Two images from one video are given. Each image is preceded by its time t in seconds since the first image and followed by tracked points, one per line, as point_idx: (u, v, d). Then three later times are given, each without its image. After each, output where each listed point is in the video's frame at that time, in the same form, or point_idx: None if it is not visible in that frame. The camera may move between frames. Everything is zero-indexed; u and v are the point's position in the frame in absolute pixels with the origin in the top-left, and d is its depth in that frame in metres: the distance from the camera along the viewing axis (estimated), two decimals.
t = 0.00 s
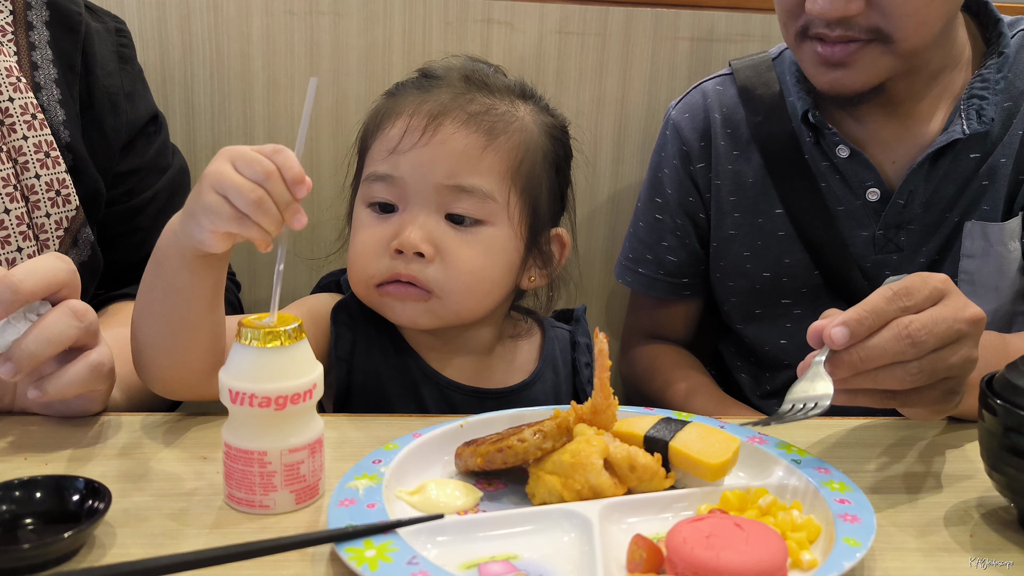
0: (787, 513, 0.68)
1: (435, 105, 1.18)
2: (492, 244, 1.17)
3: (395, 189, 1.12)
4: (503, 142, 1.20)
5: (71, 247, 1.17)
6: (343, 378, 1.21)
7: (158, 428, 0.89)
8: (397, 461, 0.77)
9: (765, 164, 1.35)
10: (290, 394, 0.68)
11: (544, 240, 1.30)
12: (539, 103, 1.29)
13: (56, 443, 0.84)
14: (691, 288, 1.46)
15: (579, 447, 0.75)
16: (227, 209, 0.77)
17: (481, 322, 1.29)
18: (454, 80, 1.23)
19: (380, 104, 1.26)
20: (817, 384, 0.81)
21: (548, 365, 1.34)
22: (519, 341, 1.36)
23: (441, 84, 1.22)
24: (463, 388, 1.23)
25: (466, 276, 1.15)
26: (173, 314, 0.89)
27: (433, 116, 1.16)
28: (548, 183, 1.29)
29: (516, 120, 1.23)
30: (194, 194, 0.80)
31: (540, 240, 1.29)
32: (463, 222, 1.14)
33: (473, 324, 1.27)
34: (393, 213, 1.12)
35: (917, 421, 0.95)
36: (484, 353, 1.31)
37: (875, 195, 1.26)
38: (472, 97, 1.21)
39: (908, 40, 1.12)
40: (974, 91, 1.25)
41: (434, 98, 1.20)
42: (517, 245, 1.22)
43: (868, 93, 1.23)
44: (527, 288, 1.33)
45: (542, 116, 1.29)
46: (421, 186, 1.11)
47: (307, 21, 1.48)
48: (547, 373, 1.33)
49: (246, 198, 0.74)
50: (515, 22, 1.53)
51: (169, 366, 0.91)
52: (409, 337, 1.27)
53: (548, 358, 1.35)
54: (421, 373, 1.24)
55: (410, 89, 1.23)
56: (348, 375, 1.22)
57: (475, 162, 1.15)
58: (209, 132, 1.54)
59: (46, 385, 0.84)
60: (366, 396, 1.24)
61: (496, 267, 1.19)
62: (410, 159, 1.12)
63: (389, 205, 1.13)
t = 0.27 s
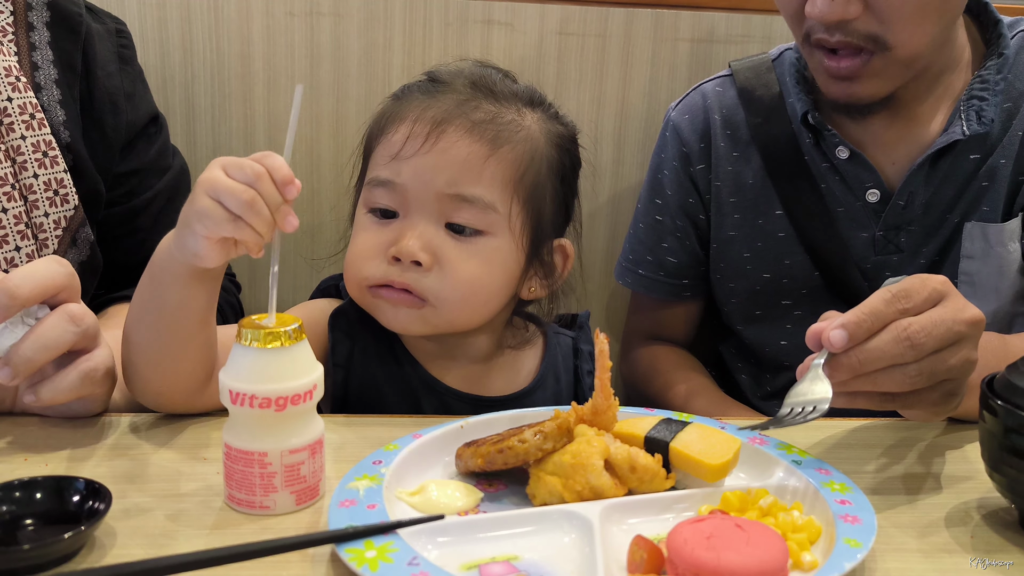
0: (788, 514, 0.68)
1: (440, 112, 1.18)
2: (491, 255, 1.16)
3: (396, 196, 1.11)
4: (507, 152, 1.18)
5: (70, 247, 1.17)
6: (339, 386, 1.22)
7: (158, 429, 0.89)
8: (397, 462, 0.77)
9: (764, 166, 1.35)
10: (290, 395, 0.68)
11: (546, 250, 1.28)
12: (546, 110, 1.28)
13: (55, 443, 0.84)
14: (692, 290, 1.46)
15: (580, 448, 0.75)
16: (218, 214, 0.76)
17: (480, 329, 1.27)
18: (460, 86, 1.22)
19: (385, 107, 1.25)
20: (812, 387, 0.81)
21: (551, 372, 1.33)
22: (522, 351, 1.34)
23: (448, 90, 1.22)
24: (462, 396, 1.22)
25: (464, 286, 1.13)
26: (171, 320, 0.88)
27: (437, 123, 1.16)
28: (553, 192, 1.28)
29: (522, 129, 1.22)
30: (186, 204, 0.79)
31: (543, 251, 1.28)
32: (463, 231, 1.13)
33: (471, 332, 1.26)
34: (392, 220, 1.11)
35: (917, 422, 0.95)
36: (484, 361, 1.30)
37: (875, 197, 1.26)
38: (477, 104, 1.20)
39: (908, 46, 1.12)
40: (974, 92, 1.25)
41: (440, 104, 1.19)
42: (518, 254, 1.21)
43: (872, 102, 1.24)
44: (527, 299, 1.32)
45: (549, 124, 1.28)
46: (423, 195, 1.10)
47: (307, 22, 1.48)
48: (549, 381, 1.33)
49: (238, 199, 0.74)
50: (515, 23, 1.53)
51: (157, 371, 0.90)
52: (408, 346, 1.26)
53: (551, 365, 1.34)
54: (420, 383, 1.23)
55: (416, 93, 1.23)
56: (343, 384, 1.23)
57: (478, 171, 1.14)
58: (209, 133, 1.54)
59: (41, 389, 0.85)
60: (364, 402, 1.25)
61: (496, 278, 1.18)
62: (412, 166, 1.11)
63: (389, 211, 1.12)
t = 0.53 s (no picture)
0: (789, 514, 0.68)
1: (439, 115, 1.18)
2: (486, 262, 1.15)
3: (394, 200, 1.10)
4: (506, 157, 1.18)
5: (71, 247, 1.17)
6: (336, 391, 1.22)
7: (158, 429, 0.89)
8: (398, 462, 0.77)
9: (764, 166, 1.35)
10: (264, 429, 0.64)
11: (544, 259, 1.29)
12: (546, 114, 1.29)
13: (55, 443, 0.84)
14: (691, 290, 1.46)
15: (580, 448, 0.75)
16: (212, 269, 0.75)
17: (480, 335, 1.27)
18: (461, 89, 1.23)
19: (384, 111, 1.26)
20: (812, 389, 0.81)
21: (551, 378, 1.33)
22: (521, 356, 1.34)
23: (449, 92, 1.22)
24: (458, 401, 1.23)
25: (457, 293, 1.13)
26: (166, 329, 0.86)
27: (436, 126, 1.16)
28: (553, 197, 1.27)
29: (522, 134, 1.22)
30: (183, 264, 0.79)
31: (540, 259, 1.28)
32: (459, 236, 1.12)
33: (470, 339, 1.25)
34: (389, 226, 1.11)
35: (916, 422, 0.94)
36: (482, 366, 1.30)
37: (875, 197, 1.26)
38: (478, 108, 1.20)
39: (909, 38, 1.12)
40: (974, 92, 1.25)
41: (440, 107, 1.19)
42: (515, 259, 1.20)
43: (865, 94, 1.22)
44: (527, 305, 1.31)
45: (551, 128, 1.29)
46: (420, 199, 1.10)
47: (307, 22, 1.48)
48: (549, 386, 1.33)
49: (234, 265, 0.73)
50: (515, 23, 1.53)
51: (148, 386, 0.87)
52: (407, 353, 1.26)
53: (551, 370, 1.34)
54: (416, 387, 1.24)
55: (417, 96, 1.23)
56: (341, 389, 1.23)
57: (476, 175, 1.14)
58: (209, 133, 1.54)
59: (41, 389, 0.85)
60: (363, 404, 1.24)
61: (492, 283, 1.17)
62: (410, 169, 1.11)
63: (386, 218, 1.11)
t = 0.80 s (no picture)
0: (787, 516, 0.67)
1: (441, 115, 1.17)
2: (489, 262, 1.14)
3: (396, 200, 1.10)
4: (507, 157, 1.17)
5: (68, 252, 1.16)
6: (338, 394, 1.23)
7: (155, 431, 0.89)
8: (395, 463, 0.76)
9: (763, 166, 1.35)
10: (309, 371, 0.73)
11: (550, 259, 1.27)
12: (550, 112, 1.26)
13: (50, 445, 0.83)
14: (690, 291, 1.45)
15: (577, 449, 0.75)
16: (154, 227, 0.78)
17: (486, 336, 1.26)
18: (463, 89, 1.21)
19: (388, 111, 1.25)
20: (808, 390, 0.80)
21: (557, 381, 1.33)
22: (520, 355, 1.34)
23: (452, 92, 1.21)
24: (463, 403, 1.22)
25: (461, 292, 1.12)
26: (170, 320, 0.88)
27: (437, 127, 1.15)
28: (558, 195, 1.26)
29: (524, 133, 1.21)
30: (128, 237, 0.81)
31: (545, 259, 1.26)
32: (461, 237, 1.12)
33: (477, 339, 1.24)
34: (391, 226, 1.11)
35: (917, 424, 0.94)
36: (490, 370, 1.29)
37: (874, 196, 1.25)
38: (479, 108, 1.19)
39: (906, 40, 1.12)
40: (972, 91, 1.25)
41: (441, 107, 1.18)
42: (518, 260, 1.19)
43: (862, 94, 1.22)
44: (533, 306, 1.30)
45: (555, 126, 1.26)
46: (420, 200, 1.09)
47: (305, 22, 1.48)
48: (555, 390, 1.33)
49: (169, 213, 0.77)
50: (513, 23, 1.53)
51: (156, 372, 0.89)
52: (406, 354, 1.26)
53: (558, 373, 1.34)
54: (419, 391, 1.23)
55: (419, 95, 1.22)
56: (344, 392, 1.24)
57: (477, 175, 1.13)
58: (207, 133, 1.54)
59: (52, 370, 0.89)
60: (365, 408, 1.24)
61: (495, 285, 1.16)
62: (411, 169, 1.11)
63: (387, 217, 1.11)
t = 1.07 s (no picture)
0: (776, 518, 0.68)
1: (424, 127, 1.15)
2: (482, 271, 1.14)
3: (387, 214, 1.10)
4: (491, 168, 1.15)
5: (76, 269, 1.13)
6: (339, 389, 1.22)
7: (146, 434, 0.88)
8: (386, 466, 0.76)
9: (756, 168, 1.35)
10: (301, 372, 0.73)
11: (543, 257, 1.26)
12: (539, 113, 1.24)
13: (41, 448, 0.83)
14: (685, 292, 1.45)
15: (568, 452, 0.75)
16: (154, 213, 0.81)
17: (488, 338, 1.26)
18: (446, 95, 1.18)
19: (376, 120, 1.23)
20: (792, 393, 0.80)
21: (557, 381, 1.32)
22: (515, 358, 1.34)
23: (435, 99, 1.18)
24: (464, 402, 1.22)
25: (456, 306, 1.14)
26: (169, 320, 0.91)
27: (420, 140, 1.13)
28: (548, 197, 1.24)
29: (510, 139, 1.18)
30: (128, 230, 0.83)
31: (540, 259, 1.26)
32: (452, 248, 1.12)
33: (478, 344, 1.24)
34: (384, 238, 1.11)
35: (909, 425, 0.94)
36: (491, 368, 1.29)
37: (866, 199, 1.26)
38: (461, 117, 1.16)
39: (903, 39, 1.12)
40: (963, 93, 1.25)
41: (424, 117, 1.16)
42: (511, 265, 1.19)
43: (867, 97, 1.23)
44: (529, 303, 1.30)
45: (542, 125, 1.23)
46: (409, 216, 1.09)
47: (301, 24, 1.48)
48: (554, 390, 1.31)
49: (169, 198, 0.80)
50: (508, 25, 1.53)
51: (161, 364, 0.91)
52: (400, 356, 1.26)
53: (558, 373, 1.33)
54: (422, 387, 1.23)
55: (405, 103, 1.20)
56: (345, 387, 1.23)
57: (461, 188, 1.12)
58: (202, 135, 1.54)
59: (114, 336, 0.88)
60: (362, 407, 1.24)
61: (487, 294, 1.17)
62: (397, 186, 1.10)
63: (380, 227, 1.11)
